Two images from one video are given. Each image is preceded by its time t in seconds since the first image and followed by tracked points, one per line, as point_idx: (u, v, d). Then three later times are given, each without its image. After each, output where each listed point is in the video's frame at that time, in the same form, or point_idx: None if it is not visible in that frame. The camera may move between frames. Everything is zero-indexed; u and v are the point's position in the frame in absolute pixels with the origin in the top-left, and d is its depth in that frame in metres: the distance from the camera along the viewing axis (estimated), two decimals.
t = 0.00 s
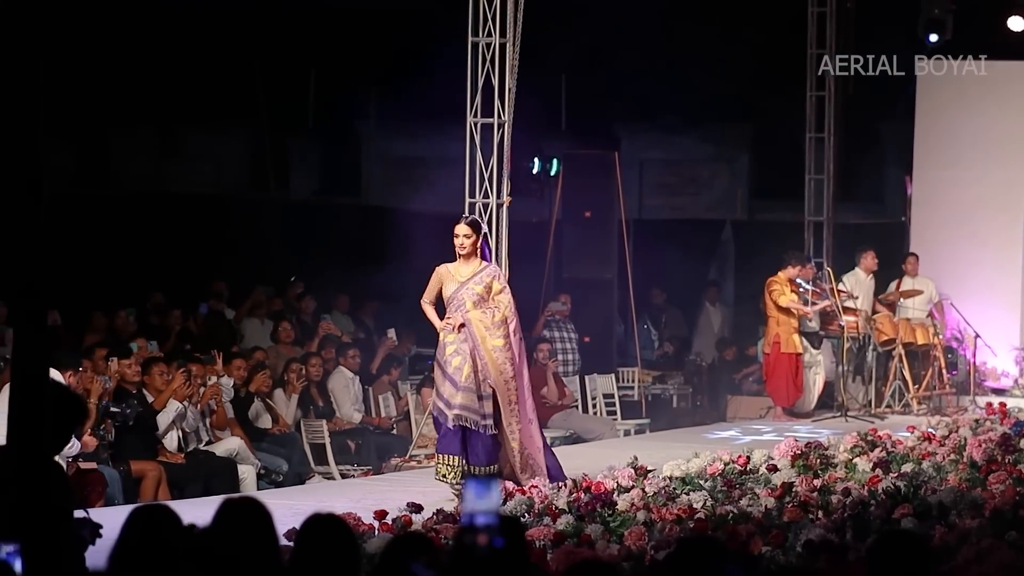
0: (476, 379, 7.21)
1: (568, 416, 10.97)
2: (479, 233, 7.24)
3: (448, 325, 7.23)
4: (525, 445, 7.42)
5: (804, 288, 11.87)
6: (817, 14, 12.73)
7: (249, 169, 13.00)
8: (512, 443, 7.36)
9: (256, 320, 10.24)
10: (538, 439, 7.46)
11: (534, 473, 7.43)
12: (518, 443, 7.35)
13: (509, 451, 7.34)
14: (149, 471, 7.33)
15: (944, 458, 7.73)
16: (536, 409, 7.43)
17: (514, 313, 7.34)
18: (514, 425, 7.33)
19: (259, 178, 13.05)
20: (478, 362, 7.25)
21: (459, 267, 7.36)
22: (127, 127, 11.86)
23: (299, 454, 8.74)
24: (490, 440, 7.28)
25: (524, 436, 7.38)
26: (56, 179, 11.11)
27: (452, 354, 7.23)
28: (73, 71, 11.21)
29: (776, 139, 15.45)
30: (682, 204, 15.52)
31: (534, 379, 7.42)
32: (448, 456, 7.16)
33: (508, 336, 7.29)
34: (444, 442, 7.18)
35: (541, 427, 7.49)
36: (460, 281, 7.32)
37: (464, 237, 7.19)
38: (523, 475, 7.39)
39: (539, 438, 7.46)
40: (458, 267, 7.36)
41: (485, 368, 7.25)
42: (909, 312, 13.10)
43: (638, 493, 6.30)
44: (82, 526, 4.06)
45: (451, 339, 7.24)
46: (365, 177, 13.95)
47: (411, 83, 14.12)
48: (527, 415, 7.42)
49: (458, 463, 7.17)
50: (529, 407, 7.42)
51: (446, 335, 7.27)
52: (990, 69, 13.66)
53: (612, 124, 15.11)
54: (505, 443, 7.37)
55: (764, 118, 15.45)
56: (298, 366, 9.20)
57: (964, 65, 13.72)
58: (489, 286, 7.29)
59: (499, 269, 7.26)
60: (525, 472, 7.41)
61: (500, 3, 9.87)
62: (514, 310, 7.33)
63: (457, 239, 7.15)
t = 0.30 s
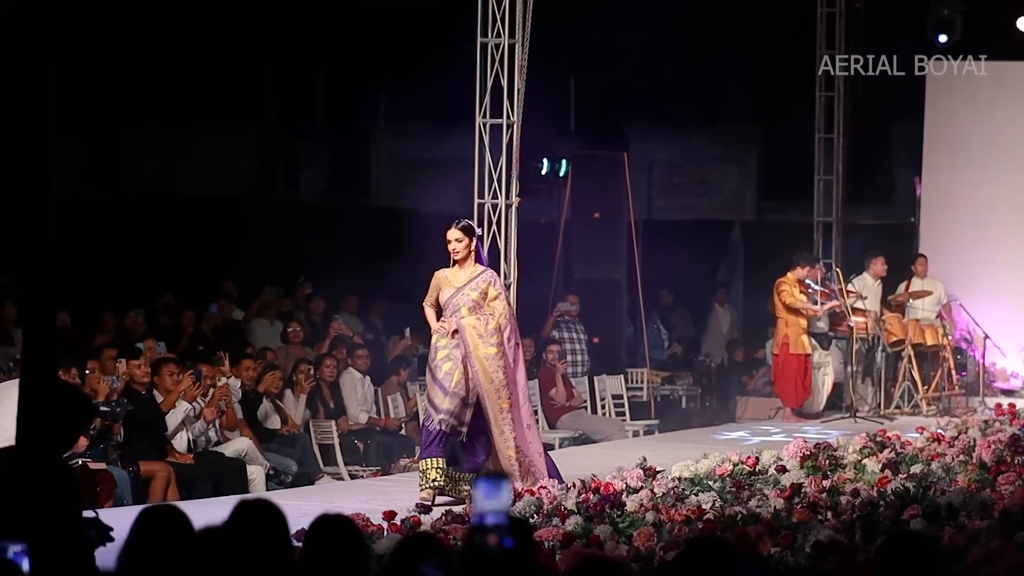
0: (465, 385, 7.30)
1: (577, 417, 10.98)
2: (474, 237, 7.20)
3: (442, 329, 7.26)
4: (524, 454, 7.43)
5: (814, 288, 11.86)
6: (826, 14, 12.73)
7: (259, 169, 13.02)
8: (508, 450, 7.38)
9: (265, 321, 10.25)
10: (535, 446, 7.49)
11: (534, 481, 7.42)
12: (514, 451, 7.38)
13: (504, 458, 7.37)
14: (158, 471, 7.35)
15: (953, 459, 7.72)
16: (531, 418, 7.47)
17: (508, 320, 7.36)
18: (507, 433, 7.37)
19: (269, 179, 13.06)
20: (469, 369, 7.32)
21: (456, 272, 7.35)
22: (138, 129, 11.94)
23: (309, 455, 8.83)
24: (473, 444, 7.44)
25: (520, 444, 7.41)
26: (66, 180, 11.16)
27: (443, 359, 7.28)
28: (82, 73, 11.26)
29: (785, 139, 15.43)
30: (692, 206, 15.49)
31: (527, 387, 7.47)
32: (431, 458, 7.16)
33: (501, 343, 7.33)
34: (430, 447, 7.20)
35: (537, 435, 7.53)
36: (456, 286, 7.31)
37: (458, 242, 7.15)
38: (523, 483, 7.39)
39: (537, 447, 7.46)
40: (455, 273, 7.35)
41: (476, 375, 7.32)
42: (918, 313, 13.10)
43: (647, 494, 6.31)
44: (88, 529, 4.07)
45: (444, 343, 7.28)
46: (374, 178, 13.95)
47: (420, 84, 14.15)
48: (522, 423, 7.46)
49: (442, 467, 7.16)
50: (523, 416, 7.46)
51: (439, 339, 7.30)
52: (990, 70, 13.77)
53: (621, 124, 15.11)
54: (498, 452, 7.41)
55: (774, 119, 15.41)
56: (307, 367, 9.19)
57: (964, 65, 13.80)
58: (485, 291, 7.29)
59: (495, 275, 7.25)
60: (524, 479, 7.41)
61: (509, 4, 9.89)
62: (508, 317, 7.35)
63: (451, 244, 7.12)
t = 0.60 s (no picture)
0: (453, 384, 7.28)
1: (581, 418, 10.95)
2: (461, 233, 7.25)
3: (429, 325, 7.25)
4: (511, 451, 7.45)
5: (818, 289, 11.86)
6: (831, 15, 12.71)
7: (264, 169, 13.03)
8: (496, 447, 7.39)
9: (270, 321, 10.26)
10: (522, 443, 7.48)
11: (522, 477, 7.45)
12: (502, 448, 7.38)
13: (493, 456, 7.36)
14: (162, 472, 7.34)
15: (958, 459, 7.73)
16: (519, 414, 7.49)
17: (496, 316, 7.40)
18: (495, 430, 7.37)
19: (273, 179, 13.08)
20: (457, 366, 7.33)
21: (443, 269, 7.40)
22: (143, 130, 11.95)
23: (311, 455, 8.76)
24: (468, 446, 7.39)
25: (507, 441, 7.42)
26: (71, 180, 11.18)
27: (430, 357, 7.26)
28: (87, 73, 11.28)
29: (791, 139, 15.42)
30: (696, 207, 15.51)
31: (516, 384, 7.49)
32: (432, 467, 7.17)
33: (489, 340, 7.36)
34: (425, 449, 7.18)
35: (525, 432, 7.52)
36: (444, 282, 7.35)
37: (445, 237, 7.20)
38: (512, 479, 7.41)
39: (526, 444, 7.46)
40: (442, 269, 7.40)
41: (464, 372, 7.34)
42: (922, 314, 13.11)
43: (652, 494, 6.31)
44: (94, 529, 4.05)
45: (431, 340, 7.27)
46: (378, 178, 13.97)
47: (424, 84, 14.15)
48: (509, 420, 7.47)
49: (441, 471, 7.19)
50: (512, 412, 7.47)
51: (425, 336, 7.30)
52: (990, 70, 13.76)
53: (626, 125, 15.10)
54: (486, 450, 7.42)
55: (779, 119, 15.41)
56: (311, 367, 9.22)
57: (964, 65, 13.80)
58: (473, 287, 7.34)
59: (483, 271, 7.30)
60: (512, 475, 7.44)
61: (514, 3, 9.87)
62: (496, 313, 7.39)
63: (439, 240, 7.18)
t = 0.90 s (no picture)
0: (450, 380, 7.24)
1: (586, 418, 10.97)
2: (450, 230, 7.18)
3: (422, 325, 7.20)
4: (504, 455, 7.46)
5: (822, 290, 11.86)
6: (835, 15, 12.71)
7: (268, 170, 13.03)
8: (489, 451, 7.38)
9: (275, 322, 10.25)
10: (515, 444, 7.50)
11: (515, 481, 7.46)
12: (494, 452, 7.37)
13: (486, 459, 7.35)
14: (167, 471, 7.39)
15: (963, 459, 7.73)
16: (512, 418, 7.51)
17: (488, 314, 7.34)
18: (488, 432, 7.37)
19: (278, 179, 13.06)
20: (452, 364, 7.28)
21: (432, 265, 7.30)
22: (147, 131, 11.97)
23: (315, 456, 8.80)
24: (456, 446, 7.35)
25: (500, 444, 7.41)
26: (74, 180, 11.21)
27: (424, 355, 7.20)
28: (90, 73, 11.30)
29: (795, 140, 15.40)
30: (701, 207, 15.42)
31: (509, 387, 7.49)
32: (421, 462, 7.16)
33: (484, 337, 7.33)
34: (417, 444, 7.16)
35: (518, 434, 7.54)
36: (434, 279, 7.25)
37: (435, 234, 7.14)
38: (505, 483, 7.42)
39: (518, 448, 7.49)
40: (431, 266, 7.29)
41: (459, 371, 7.29)
42: (927, 314, 13.11)
43: (656, 494, 6.32)
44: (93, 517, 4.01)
45: (424, 339, 7.21)
46: (383, 179, 13.97)
47: (429, 85, 14.16)
48: (503, 421, 7.47)
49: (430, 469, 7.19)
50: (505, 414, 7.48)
51: (418, 335, 7.23)
52: (990, 70, 13.87)
53: (631, 126, 15.10)
54: (479, 452, 7.41)
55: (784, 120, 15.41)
56: (316, 367, 9.15)
57: (964, 65, 13.91)
58: (464, 285, 7.25)
59: (475, 269, 7.23)
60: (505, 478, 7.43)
61: (519, 4, 9.86)
62: (489, 311, 7.33)
63: (430, 237, 7.11)
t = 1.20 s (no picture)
0: (437, 387, 7.04)
1: (591, 418, 10.98)
2: (439, 234, 6.99)
3: (408, 331, 6.99)
4: (493, 457, 7.30)
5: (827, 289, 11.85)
6: (840, 15, 12.70)
7: (273, 169, 13.04)
8: (478, 453, 7.23)
9: (280, 321, 10.25)
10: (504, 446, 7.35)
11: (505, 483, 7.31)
12: (484, 454, 7.22)
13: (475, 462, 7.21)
14: (172, 471, 7.36)
15: (968, 459, 7.72)
16: (501, 420, 7.34)
17: (477, 319, 7.14)
18: (478, 435, 7.20)
19: (282, 179, 13.06)
20: (439, 369, 7.08)
21: (420, 270, 7.08)
22: (153, 131, 11.99)
23: (321, 458, 8.84)
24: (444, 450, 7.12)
25: (489, 446, 7.25)
26: (79, 180, 11.23)
27: (412, 362, 7.01)
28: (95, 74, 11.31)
29: (801, 139, 15.39)
30: (704, 206, 15.50)
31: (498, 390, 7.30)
32: (413, 473, 6.97)
33: (472, 342, 7.13)
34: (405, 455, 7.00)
35: (507, 434, 7.38)
36: (421, 285, 7.04)
37: (423, 239, 6.94)
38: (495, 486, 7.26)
39: (509, 451, 7.32)
40: (418, 271, 7.08)
41: (447, 375, 7.10)
42: (931, 314, 13.10)
43: (661, 494, 6.33)
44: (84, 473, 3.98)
45: (411, 346, 7.01)
46: (389, 178, 13.97)
47: (433, 84, 14.17)
48: (492, 423, 7.30)
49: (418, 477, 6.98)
50: (494, 418, 7.30)
51: (404, 341, 7.04)
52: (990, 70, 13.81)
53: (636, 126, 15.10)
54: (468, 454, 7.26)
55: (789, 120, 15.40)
56: (322, 367, 9.24)
57: (964, 65, 13.90)
58: (451, 290, 7.06)
59: (463, 274, 7.03)
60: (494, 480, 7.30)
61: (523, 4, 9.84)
62: (477, 316, 7.14)
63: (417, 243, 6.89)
